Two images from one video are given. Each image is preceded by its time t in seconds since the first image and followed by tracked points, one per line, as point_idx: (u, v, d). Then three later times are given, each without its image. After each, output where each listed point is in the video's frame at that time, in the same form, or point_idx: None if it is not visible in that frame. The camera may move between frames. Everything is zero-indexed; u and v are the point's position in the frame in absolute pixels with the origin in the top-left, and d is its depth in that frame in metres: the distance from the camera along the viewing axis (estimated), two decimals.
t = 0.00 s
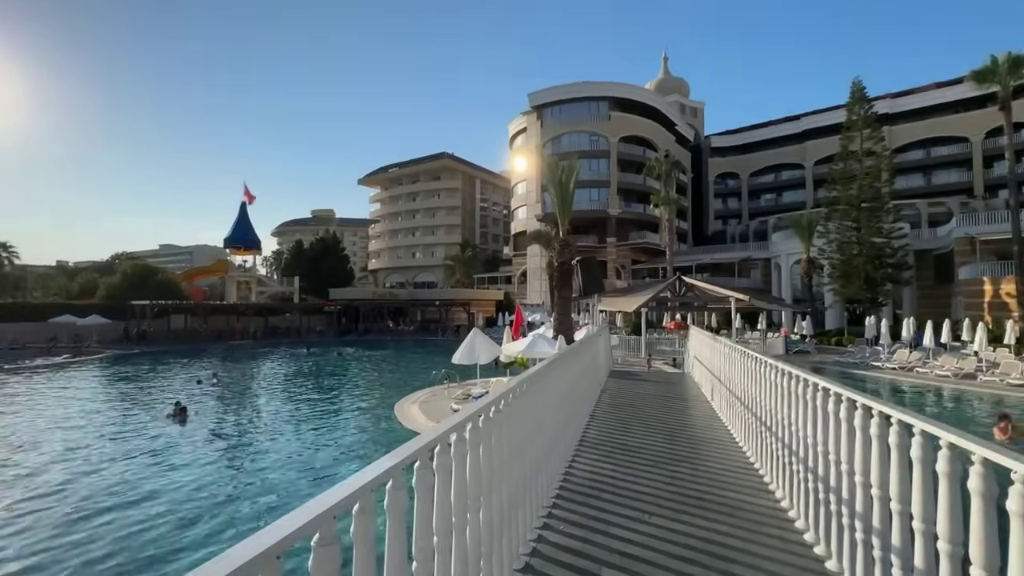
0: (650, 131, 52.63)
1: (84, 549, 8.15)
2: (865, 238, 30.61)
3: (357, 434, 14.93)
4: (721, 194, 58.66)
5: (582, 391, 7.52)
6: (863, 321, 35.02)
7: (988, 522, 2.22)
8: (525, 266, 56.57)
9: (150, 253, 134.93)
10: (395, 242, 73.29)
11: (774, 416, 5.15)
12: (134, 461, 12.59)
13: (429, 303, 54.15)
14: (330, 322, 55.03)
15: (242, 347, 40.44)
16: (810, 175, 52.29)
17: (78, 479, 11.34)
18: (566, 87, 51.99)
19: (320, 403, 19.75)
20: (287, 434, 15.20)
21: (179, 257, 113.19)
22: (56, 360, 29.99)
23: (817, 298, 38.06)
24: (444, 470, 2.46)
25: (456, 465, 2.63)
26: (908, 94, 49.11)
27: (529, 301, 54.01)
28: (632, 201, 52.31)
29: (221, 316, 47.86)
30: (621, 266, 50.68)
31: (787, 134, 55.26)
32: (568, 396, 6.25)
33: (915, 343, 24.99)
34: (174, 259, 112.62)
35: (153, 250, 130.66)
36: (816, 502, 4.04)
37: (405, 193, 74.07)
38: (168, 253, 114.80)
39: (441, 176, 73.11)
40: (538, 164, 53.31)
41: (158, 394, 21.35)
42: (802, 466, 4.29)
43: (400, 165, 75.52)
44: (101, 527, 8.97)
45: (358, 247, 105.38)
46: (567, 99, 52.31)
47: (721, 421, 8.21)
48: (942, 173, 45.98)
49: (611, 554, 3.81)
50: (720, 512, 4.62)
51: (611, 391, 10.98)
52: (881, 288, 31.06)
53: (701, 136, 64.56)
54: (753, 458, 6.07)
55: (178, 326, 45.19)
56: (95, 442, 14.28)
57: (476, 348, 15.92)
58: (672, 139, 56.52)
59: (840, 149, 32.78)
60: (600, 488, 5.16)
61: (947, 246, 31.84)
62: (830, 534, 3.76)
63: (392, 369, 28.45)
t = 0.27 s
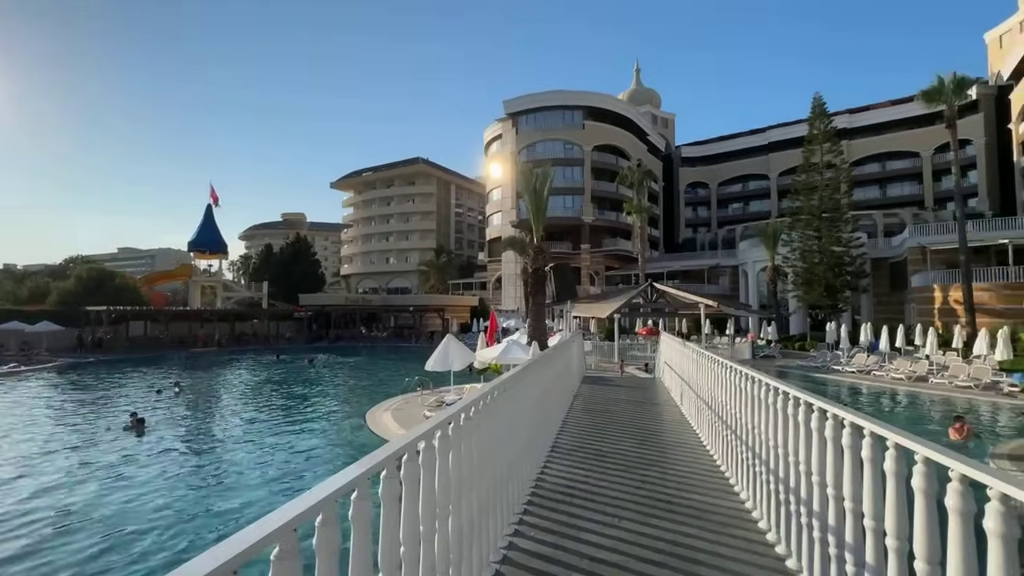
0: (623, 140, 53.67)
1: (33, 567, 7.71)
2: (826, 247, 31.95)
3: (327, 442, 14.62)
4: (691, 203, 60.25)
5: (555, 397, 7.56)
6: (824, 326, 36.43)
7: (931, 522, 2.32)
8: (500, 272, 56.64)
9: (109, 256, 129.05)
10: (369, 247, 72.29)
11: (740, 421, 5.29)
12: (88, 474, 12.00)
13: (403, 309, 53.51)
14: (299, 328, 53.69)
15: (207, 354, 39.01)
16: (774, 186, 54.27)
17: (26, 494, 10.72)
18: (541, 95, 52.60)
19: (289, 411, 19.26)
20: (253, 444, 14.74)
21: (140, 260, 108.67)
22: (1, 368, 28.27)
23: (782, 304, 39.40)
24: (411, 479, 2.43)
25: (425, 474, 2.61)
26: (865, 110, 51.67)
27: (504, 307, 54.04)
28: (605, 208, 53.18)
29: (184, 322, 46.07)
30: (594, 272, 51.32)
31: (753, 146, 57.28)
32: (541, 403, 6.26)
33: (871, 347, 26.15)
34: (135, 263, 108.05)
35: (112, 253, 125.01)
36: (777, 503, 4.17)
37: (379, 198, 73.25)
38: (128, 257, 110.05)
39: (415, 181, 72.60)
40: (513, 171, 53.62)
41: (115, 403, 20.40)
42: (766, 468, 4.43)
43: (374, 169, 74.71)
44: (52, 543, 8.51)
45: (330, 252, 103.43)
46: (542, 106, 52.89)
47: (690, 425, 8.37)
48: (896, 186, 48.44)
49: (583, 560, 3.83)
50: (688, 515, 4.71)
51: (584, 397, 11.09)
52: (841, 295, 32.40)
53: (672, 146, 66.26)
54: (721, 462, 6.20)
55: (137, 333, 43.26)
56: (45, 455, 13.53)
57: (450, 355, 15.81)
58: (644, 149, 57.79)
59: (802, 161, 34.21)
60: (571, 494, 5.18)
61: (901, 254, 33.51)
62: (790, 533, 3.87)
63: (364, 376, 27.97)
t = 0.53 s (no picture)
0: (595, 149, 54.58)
1: None
2: (788, 255, 33.26)
3: (294, 452, 14.23)
4: (662, 211, 61.69)
5: (527, 403, 7.53)
6: (787, 332, 37.79)
7: (880, 523, 2.42)
8: (474, 278, 56.50)
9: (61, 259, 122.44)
10: (340, 252, 71.00)
11: (706, 425, 5.43)
12: (34, 491, 11.31)
13: (374, 315, 52.64)
14: (266, 335, 52.09)
15: (166, 363, 37.36)
16: (740, 196, 56.16)
17: None
18: (515, 102, 53.04)
19: (254, 421, 18.67)
20: (216, 455, 14.19)
21: (95, 263, 103.42)
22: None
23: (747, 310, 40.68)
24: (380, 487, 2.40)
25: (393, 483, 2.57)
26: (823, 125, 54.19)
27: (477, 313, 53.89)
28: (578, 215, 53.93)
29: (141, 329, 43.99)
30: (567, 278, 51.78)
31: (719, 157, 59.19)
32: (511, 408, 6.24)
33: (830, 352, 27.25)
34: (90, 266, 102.89)
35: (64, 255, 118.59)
36: (740, 506, 4.27)
37: (351, 202, 72.10)
38: (82, 260, 104.67)
39: (388, 186, 71.77)
40: (488, 177, 53.75)
41: (64, 415, 19.28)
42: (730, 472, 4.54)
43: (346, 172, 73.59)
44: None
45: (299, 256, 101.03)
46: (516, 114, 53.28)
47: (659, 430, 8.52)
48: (853, 198, 50.87)
49: (553, 566, 3.83)
50: (657, 518, 4.79)
51: (557, 402, 11.16)
52: (802, 301, 33.69)
53: (643, 156, 67.80)
54: (688, 466, 6.32)
55: (89, 341, 40.99)
56: None
57: (422, 362, 15.61)
58: (616, 158, 58.92)
59: (766, 173, 35.53)
60: (542, 500, 5.19)
61: (857, 263, 35.17)
62: (753, 534, 3.98)
63: (334, 384, 27.34)
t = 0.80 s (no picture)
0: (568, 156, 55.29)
1: None
2: (753, 263, 34.44)
3: (257, 462, 13.80)
4: (633, 219, 62.91)
5: (499, 408, 7.51)
6: (752, 337, 39.03)
7: (834, 521, 2.53)
8: (447, 283, 56.15)
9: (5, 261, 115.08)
10: (309, 256, 69.38)
11: (673, 428, 5.57)
12: None
13: (345, 321, 51.60)
14: (230, 341, 50.29)
15: (122, 370, 35.58)
16: (708, 205, 57.86)
17: None
18: (489, 108, 53.21)
19: (215, 430, 18.00)
20: (175, 467, 13.59)
21: (44, 265, 97.71)
22: None
23: (714, 316, 41.81)
24: (344, 495, 2.35)
25: (359, 492, 2.52)
26: (785, 138, 56.52)
27: (450, 319, 53.53)
28: (551, 222, 54.44)
29: (94, 336, 41.79)
30: (541, 284, 52.10)
31: (688, 167, 60.89)
32: (483, 413, 6.21)
33: (792, 356, 28.29)
34: (38, 268, 97.09)
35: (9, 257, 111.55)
36: (706, 508, 4.37)
37: (322, 205, 70.65)
38: (29, 262, 98.63)
39: (360, 189, 70.67)
40: (462, 182, 53.63)
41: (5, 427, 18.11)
42: (697, 474, 4.63)
43: (316, 175, 72.10)
44: None
45: (267, 260, 98.16)
46: (490, 119, 53.44)
47: (629, 434, 8.67)
48: (812, 208, 53.15)
49: (522, 571, 3.83)
50: (625, 521, 4.85)
51: (528, 408, 11.16)
52: (766, 307, 34.89)
53: (614, 164, 69.08)
54: (656, 469, 6.46)
55: (36, 348, 38.63)
56: None
57: (394, 368, 15.37)
58: (588, 166, 59.82)
59: (732, 183, 36.77)
60: (513, 506, 5.18)
61: (816, 271, 36.71)
62: (718, 533, 4.09)
63: (301, 391, 26.61)
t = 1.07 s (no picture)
0: (543, 162, 55.75)
1: None
2: (720, 268, 35.49)
3: (219, 470, 13.34)
4: (605, 225, 63.89)
5: (470, 412, 7.46)
6: (719, 341, 40.14)
7: (791, 516, 2.64)
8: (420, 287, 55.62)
9: None
10: (277, 258, 67.53)
11: (644, 431, 5.69)
12: None
13: (314, 325, 50.42)
14: (191, 346, 48.33)
15: (73, 377, 33.71)
16: (678, 212, 59.31)
17: None
18: (464, 112, 53.17)
19: (175, 438, 17.30)
20: (131, 477, 12.96)
21: None
22: None
23: (683, 320, 42.81)
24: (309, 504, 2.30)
25: (324, 499, 2.47)
26: (751, 149, 58.59)
27: (423, 323, 53.01)
28: (525, 227, 54.75)
29: (43, 340, 39.47)
30: (514, 288, 52.23)
31: (659, 175, 62.34)
32: (455, 417, 6.17)
33: (756, 359, 29.22)
34: None
35: None
36: (673, 508, 4.47)
37: (291, 206, 68.94)
38: None
39: (331, 191, 69.32)
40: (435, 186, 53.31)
41: None
42: (665, 475, 4.73)
43: (285, 175, 70.41)
44: None
45: (232, 262, 94.96)
46: (464, 123, 53.37)
47: (600, 437, 8.77)
48: (776, 217, 55.20)
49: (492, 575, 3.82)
50: (595, 524, 4.90)
51: (500, 412, 11.15)
52: (733, 312, 35.95)
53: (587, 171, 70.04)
54: (626, 471, 6.54)
55: None
56: None
57: (364, 372, 15.10)
58: (562, 172, 60.47)
59: (700, 191, 37.83)
60: (484, 510, 5.16)
61: (780, 277, 38.12)
62: (685, 536, 4.17)
63: (267, 398, 25.81)
